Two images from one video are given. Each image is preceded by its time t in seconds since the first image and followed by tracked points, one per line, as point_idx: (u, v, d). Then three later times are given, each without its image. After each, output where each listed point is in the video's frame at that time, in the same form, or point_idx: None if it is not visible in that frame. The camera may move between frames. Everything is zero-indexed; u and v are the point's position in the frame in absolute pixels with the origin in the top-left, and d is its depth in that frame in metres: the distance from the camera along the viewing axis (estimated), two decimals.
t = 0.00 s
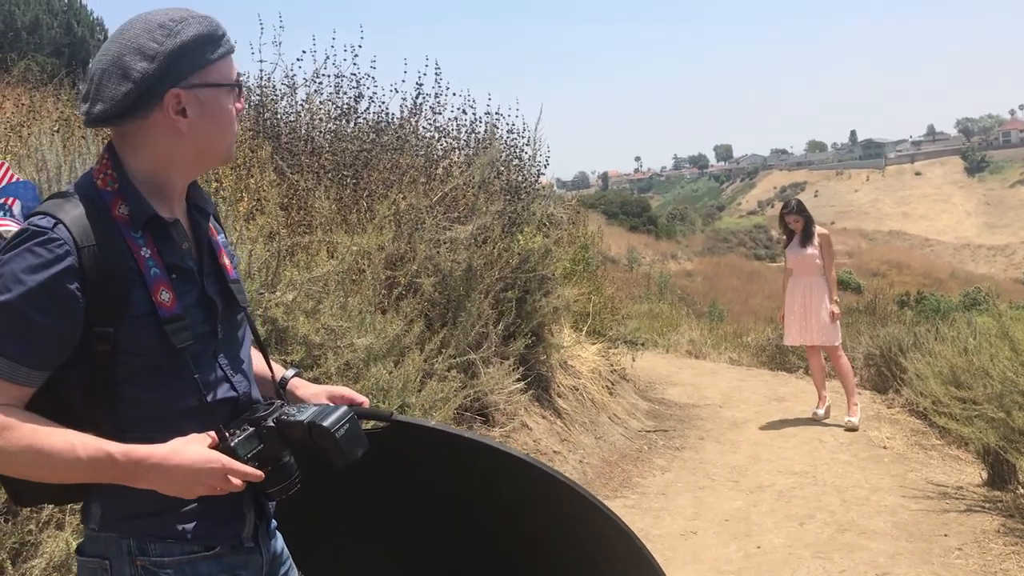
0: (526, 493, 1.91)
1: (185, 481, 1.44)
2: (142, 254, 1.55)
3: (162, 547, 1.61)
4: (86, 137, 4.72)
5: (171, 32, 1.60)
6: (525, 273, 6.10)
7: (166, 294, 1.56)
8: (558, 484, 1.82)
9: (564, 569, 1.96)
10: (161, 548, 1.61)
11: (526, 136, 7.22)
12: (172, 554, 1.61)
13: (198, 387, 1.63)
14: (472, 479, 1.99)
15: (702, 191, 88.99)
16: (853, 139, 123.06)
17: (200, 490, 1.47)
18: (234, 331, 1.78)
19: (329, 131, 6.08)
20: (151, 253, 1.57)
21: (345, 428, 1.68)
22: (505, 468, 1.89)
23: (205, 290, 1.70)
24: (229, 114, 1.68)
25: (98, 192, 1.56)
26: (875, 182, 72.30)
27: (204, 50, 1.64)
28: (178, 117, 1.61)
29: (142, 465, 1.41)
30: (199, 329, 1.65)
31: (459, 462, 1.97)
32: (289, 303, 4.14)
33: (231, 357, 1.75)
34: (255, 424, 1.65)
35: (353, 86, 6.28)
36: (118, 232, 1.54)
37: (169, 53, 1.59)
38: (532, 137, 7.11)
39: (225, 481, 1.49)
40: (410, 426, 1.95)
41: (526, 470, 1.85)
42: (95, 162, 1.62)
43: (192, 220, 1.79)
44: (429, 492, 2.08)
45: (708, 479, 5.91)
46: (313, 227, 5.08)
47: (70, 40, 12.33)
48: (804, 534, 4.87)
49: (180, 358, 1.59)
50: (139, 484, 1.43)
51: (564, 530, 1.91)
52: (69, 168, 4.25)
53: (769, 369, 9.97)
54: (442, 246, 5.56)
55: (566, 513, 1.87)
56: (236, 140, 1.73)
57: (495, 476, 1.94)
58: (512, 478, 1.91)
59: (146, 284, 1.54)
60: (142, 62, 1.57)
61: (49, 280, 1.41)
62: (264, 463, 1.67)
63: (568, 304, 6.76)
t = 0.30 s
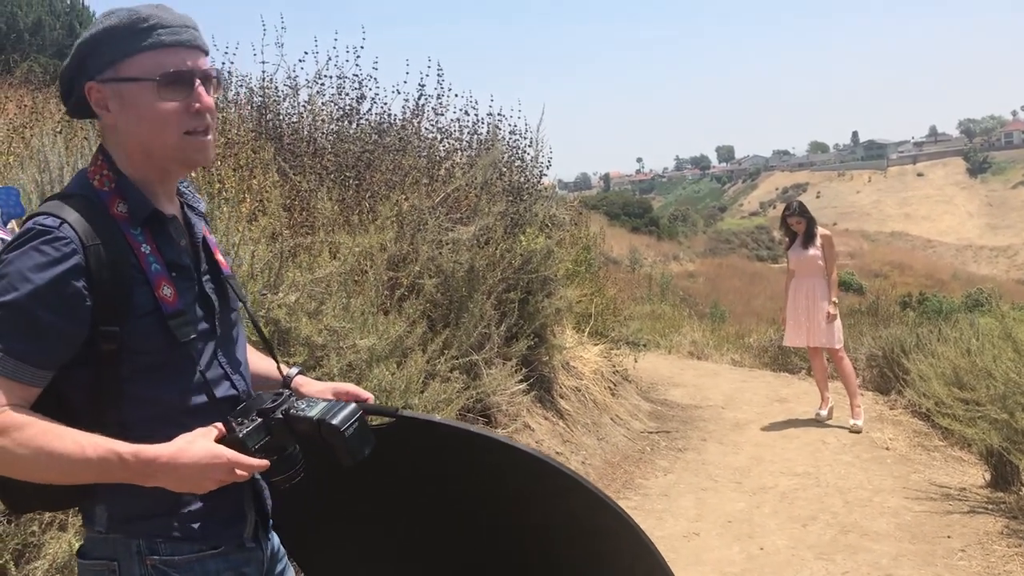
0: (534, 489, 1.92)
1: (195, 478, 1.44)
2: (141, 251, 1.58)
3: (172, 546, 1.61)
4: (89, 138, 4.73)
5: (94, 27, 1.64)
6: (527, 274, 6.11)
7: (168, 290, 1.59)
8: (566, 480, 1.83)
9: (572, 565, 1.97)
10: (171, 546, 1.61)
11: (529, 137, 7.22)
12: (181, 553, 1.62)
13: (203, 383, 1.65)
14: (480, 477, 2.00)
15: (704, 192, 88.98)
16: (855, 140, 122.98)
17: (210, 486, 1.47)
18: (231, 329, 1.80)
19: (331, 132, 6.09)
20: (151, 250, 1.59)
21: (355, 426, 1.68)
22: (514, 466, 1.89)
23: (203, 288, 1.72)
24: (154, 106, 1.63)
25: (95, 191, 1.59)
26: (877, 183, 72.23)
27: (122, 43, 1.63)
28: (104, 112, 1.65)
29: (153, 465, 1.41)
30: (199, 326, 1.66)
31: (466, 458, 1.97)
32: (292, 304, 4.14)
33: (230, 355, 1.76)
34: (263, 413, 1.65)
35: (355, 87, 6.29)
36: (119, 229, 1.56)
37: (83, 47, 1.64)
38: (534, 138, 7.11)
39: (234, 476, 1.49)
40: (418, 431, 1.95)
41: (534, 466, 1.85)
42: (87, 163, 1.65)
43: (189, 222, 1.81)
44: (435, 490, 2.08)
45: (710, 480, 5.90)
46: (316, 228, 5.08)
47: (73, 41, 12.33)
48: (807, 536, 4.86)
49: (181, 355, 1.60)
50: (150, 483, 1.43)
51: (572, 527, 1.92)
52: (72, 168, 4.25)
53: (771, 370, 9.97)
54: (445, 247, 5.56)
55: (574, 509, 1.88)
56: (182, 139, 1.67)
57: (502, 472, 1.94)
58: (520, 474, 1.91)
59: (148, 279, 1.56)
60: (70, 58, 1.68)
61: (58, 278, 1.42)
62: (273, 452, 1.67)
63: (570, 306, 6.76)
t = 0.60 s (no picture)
0: (528, 496, 1.91)
1: (171, 461, 1.44)
2: (112, 243, 1.57)
3: (152, 543, 1.61)
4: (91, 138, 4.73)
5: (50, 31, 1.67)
6: (529, 274, 6.11)
7: (139, 279, 1.58)
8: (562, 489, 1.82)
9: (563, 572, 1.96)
10: (151, 543, 1.61)
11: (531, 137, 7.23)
12: (161, 550, 1.62)
13: (178, 377, 1.64)
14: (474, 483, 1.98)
15: (706, 193, 88.93)
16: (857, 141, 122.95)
17: (188, 468, 1.46)
18: (209, 325, 1.79)
19: (334, 132, 6.09)
20: (122, 242, 1.58)
21: (315, 413, 1.67)
22: (508, 472, 1.89)
23: (178, 283, 1.71)
24: (96, 105, 1.62)
25: (66, 188, 1.59)
26: (879, 184, 72.17)
27: (69, 44, 1.63)
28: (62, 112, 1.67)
29: (127, 450, 1.41)
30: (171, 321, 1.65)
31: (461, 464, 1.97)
32: (294, 304, 4.14)
33: (205, 351, 1.75)
34: (245, 392, 1.64)
35: (357, 88, 6.29)
36: (89, 223, 1.56)
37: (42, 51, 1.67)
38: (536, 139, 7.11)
39: (212, 457, 1.48)
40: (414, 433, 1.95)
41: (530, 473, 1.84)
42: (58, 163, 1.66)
43: (165, 217, 1.80)
44: (428, 494, 2.06)
45: (712, 482, 5.90)
46: (318, 228, 5.08)
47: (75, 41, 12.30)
48: (809, 537, 4.86)
49: (152, 349, 1.60)
50: (128, 467, 1.43)
51: (565, 533, 1.91)
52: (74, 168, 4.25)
53: (774, 371, 9.96)
54: (447, 248, 5.56)
55: (568, 518, 1.87)
56: (127, 136, 1.65)
57: (496, 478, 1.93)
58: (514, 481, 1.90)
59: (118, 270, 1.56)
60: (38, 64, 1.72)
61: (25, 272, 1.43)
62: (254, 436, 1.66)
63: (573, 306, 6.76)
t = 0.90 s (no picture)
0: (521, 506, 1.75)
1: (144, 445, 1.45)
2: (94, 232, 1.58)
3: (118, 538, 1.58)
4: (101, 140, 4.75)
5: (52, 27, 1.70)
6: (536, 277, 6.12)
7: (118, 269, 1.58)
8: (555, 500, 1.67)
9: None
10: (118, 539, 1.58)
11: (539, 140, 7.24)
12: (128, 545, 1.59)
13: (149, 373, 1.63)
14: (463, 488, 1.82)
15: (713, 195, 88.81)
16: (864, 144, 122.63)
17: (160, 453, 1.47)
18: (188, 327, 1.78)
19: (341, 134, 6.10)
20: (105, 232, 1.60)
21: (275, 397, 1.67)
22: (501, 476, 1.71)
23: (161, 281, 1.71)
24: (89, 99, 1.63)
25: (55, 177, 1.62)
26: (887, 187, 71.96)
27: (67, 39, 1.66)
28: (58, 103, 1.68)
29: (100, 433, 1.42)
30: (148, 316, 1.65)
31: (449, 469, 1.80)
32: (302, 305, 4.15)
33: (180, 352, 1.74)
34: (217, 378, 1.63)
35: (365, 90, 6.30)
36: (72, 209, 1.57)
37: (44, 47, 1.70)
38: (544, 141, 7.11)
39: (184, 443, 1.49)
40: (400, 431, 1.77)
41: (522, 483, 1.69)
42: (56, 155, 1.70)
43: (154, 213, 1.80)
44: (413, 500, 1.89)
45: (720, 484, 5.89)
46: (326, 230, 5.09)
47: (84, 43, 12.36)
48: (816, 540, 4.85)
49: (128, 343, 1.60)
50: (100, 452, 1.44)
51: (559, 543, 1.76)
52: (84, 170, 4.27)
53: (781, 374, 9.94)
54: (454, 250, 5.57)
55: (564, 525, 1.71)
56: (118, 132, 1.66)
57: (486, 485, 1.77)
58: (505, 488, 1.74)
59: (97, 260, 1.56)
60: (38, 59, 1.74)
61: (8, 256, 1.44)
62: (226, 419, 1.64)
63: (580, 309, 6.76)
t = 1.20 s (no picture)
0: (532, 502, 1.77)
1: (162, 449, 1.48)
2: (98, 237, 1.58)
3: (124, 538, 1.59)
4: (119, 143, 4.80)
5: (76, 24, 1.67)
6: (548, 279, 6.14)
7: (122, 275, 1.58)
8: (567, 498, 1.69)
9: None
10: (123, 539, 1.59)
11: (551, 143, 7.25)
12: (133, 545, 1.60)
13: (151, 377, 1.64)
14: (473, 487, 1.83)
15: (725, 199, 88.55)
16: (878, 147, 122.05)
17: (178, 456, 1.50)
18: (187, 332, 1.79)
19: (354, 138, 6.11)
20: (109, 237, 1.60)
21: (293, 395, 1.67)
22: (512, 473, 1.73)
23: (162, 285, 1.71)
24: (133, 101, 1.64)
25: (56, 180, 1.61)
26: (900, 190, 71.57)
27: (104, 38, 1.64)
28: (81, 100, 1.65)
29: (118, 439, 1.44)
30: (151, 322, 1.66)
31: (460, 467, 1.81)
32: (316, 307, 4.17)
33: (181, 356, 1.75)
34: (233, 377, 1.67)
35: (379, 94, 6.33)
36: (74, 213, 1.57)
37: (67, 42, 1.66)
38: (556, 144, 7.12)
39: (201, 446, 1.51)
40: (411, 429, 1.79)
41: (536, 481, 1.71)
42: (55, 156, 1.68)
43: (154, 218, 1.81)
44: (423, 498, 1.90)
45: (731, 488, 5.88)
46: (339, 232, 5.12)
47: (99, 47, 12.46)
48: (829, 545, 4.83)
49: (131, 348, 1.60)
50: (117, 458, 1.46)
51: (569, 540, 1.78)
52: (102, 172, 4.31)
53: (793, 379, 9.90)
54: (467, 252, 5.59)
55: (574, 523, 1.73)
56: (160, 134, 1.69)
57: (498, 483, 1.79)
58: (517, 485, 1.76)
59: (102, 265, 1.57)
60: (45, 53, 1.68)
61: (18, 263, 1.45)
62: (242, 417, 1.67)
63: (592, 312, 6.77)
